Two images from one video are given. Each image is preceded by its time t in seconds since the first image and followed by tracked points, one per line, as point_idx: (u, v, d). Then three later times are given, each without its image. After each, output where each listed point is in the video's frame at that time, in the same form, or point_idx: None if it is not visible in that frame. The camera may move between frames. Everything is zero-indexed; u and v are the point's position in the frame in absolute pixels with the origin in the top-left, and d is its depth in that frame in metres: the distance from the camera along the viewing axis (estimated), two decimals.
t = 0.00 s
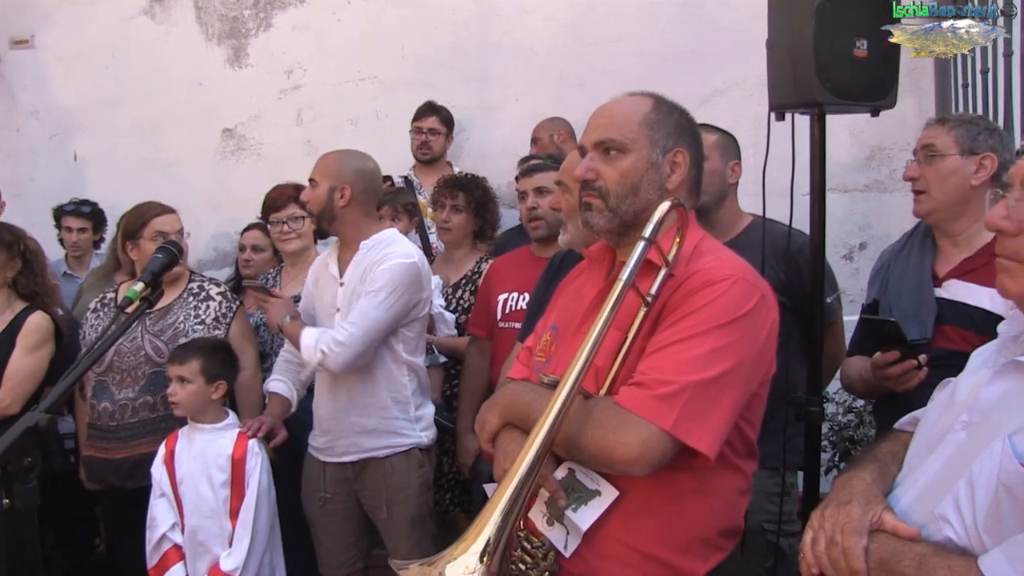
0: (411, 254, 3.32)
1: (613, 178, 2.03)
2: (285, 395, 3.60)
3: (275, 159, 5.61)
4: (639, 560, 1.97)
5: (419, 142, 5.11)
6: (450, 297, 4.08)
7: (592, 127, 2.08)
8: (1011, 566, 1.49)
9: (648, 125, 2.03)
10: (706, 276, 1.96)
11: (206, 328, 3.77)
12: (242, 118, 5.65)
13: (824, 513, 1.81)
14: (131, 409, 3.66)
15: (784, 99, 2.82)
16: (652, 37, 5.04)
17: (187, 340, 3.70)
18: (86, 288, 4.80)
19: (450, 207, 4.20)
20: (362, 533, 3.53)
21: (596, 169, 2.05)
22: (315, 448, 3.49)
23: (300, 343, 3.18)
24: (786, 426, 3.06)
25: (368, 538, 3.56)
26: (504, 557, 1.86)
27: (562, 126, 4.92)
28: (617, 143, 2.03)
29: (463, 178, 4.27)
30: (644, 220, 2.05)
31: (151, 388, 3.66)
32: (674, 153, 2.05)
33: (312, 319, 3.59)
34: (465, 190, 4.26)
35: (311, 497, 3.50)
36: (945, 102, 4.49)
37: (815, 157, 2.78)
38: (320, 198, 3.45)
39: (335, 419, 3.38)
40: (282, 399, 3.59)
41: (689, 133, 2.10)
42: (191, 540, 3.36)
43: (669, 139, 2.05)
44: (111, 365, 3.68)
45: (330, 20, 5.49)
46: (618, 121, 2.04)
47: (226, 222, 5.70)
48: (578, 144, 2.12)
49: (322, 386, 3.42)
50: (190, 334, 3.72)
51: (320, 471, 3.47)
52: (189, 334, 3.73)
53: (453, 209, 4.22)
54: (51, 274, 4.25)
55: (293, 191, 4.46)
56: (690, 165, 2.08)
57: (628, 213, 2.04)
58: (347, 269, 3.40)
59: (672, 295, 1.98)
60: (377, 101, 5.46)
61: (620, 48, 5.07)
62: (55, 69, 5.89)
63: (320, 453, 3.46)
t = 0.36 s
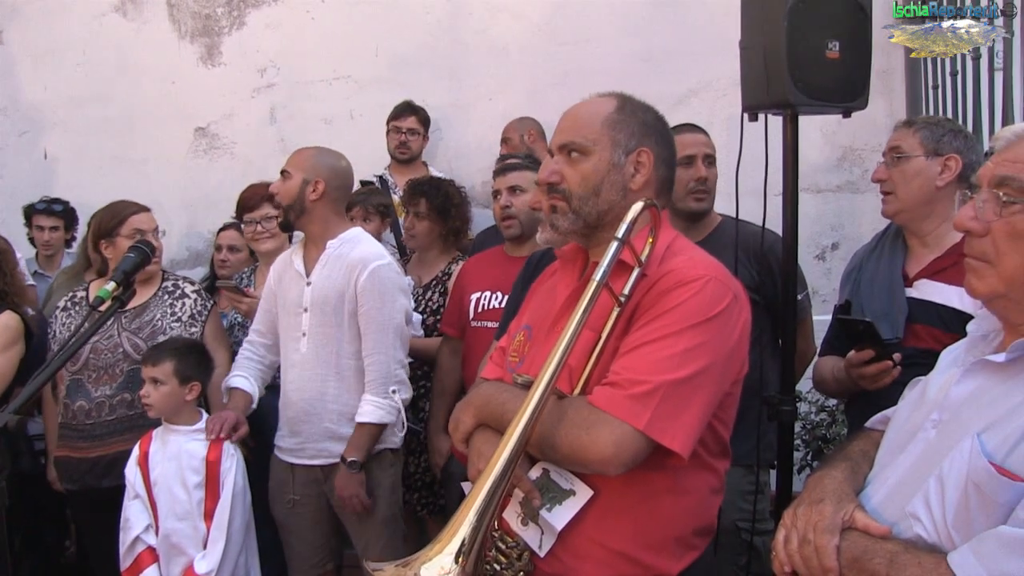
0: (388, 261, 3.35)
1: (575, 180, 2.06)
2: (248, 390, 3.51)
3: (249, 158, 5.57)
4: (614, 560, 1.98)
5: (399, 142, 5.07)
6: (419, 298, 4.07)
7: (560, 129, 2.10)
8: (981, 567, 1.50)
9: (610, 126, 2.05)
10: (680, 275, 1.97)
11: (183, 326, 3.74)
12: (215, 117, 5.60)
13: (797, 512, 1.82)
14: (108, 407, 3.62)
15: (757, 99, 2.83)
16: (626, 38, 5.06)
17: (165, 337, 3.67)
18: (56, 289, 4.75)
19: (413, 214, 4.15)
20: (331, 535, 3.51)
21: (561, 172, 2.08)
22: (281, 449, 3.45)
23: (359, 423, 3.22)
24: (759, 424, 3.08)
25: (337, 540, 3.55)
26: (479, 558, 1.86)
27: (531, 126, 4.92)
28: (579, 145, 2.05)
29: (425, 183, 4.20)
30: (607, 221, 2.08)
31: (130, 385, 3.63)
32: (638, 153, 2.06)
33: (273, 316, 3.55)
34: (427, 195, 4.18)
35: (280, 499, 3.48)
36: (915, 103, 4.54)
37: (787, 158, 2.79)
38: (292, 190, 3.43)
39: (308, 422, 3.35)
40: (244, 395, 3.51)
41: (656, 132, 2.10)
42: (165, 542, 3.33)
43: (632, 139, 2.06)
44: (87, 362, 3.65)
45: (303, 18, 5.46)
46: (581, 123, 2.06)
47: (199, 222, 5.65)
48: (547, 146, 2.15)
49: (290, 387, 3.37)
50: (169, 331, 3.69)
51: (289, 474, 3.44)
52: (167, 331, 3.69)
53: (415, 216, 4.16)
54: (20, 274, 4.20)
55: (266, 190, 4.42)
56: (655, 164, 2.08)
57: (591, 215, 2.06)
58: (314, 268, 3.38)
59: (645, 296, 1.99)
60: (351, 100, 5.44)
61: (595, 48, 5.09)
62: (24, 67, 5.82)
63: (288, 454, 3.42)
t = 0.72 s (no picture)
0: (398, 262, 3.37)
1: (570, 183, 2.08)
2: (256, 396, 3.52)
3: (256, 160, 5.59)
4: (615, 560, 1.98)
5: (405, 143, 5.10)
6: (424, 301, 4.09)
7: (559, 131, 2.12)
8: (981, 565, 1.50)
9: (603, 128, 2.07)
10: (681, 275, 1.97)
11: (191, 327, 3.76)
12: (222, 119, 5.62)
13: (799, 510, 1.82)
14: (118, 407, 3.65)
15: (761, 99, 2.83)
16: (632, 38, 5.06)
17: (173, 338, 3.69)
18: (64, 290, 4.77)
19: (416, 220, 4.17)
20: (337, 536, 3.53)
21: (557, 174, 2.11)
22: (290, 452, 3.46)
23: (371, 423, 3.26)
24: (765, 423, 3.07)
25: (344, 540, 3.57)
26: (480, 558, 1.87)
27: (534, 127, 4.93)
28: (574, 148, 2.08)
29: (427, 187, 4.19)
30: (604, 223, 2.09)
31: (138, 386, 3.65)
32: (631, 153, 2.07)
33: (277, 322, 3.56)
34: (430, 200, 4.17)
35: (287, 500, 3.49)
36: (921, 102, 4.53)
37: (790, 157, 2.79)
38: (292, 202, 3.43)
39: (317, 424, 3.36)
40: (253, 401, 3.52)
41: (652, 132, 2.11)
42: (174, 543, 3.35)
43: (626, 139, 2.07)
44: (96, 363, 3.67)
45: (309, 20, 5.48)
46: (576, 125, 2.08)
47: (207, 223, 5.68)
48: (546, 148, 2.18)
49: (296, 387, 3.39)
50: (176, 332, 3.71)
51: (296, 475, 3.45)
52: (175, 332, 3.71)
53: (419, 222, 4.17)
54: (28, 276, 4.22)
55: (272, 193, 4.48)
56: (650, 164, 2.09)
57: (586, 217, 2.09)
58: (320, 272, 3.39)
59: (646, 296, 1.99)
60: (357, 101, 5.45)
61: (600, 48, 5.09)
62: (31, 70, 5.85)
63: (296, 458, 3.44)
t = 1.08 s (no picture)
0: (349, 259, 3.36)
1: (524, 185, 2.08)
2: (204, 399, 3.48)
3: (205, 157, 5.51)
4: (566, 561, 1.99)
5: (354, 142, 5.08)
6: (378, 299, 4.06)
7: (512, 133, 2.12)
8: (924, 561, 1.53)
9: (556, 129, 2.08)
10: (633, 277, 1.98)
11: (136, 328, 3.68)
12: (171, 114, 5.53)
13: (747, 508, 1.83)
14: (57, 411, 3.56)
15: (715, 102, 2.86)
16: (586, 40, 5.08)
17: (117, 339, 3.61)
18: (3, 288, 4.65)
19: (366, 218, 4.18)
20: (285, 539, 3.49)
21: (510, 176, 2.10)
22: (238, 455, 3.41)
23: (331, 420, 3.24)
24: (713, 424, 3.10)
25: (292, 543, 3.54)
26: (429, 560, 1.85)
27: (489, 127, 4.94)
28: (527, 149, 2.08)
29: (379, 186, 4.22)
30: (555, 224, 2.09)
31: (79, 389, 3.57)
32: (584, 154, 2.08)
33: (220, 323, 3.48)
34: (380, 199, 4.19)
35: (234, 504, 3.44)
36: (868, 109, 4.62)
37: (742, 159, 2.82)
38: (266, 195, 3.40)
39: (267, 425, 3.32)
40: (200, 403, 3.47)
41: (604, 133, 2.12)
42: (117, 548, 3.28)
43: (579, 141, 2.08)
44: (35, 365, 3.56)
45: (262, 15, 5.41)
46: (530, 127, 2.09)
47: (154, 220, 5.58)
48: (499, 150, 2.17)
49: (244, 387, 3.33)
50: (120, 333, 3.63)
51: (244, 477, 3.41)
52: (119, 333, 3.63)
53: (370, 220, 4.19)
54: None
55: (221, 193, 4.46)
56: (602, 166, 2.10)
57: (539, 218, 2.08)
58: (268, 271, 3.34)
59: (598, 297, 2.00)
60: (310, 99, 5.40)
61: (555, 50, 5.11)
62: None
63: (245, 459, 3.39)
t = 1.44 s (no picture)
0: (285, 255, 3.36)
1: (463, 182, 2.08)
2: (128, 397, 3.38)
3: (133, 150, 5.36)
4: (505, 559, 1.99)
5: (287, 137, 4.99)
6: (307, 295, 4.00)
7: (452, 129, 2.12)
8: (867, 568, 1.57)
9: (496, 127, 2.07)
10: (572, 276, 1.99)
11: (60, 325, 3.56)
12: (97, 105, 5.36)
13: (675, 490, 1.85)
14: None
15: (652, 101, 2.89)
16: (523, 40, 5.09)
17: (39, 337, 3.50)
18: None
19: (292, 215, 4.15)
20: (216, 539, 3.43)
21: (449, 173, 2.10)
22: (166, 455, 3.33)
23: (269, 413, 3.23)
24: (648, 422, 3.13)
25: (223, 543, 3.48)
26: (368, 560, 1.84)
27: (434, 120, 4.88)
28: (466, 146, 2.08)
29: (305, 184, 4.18)
30: (494, 222, 2.09)
31: None
32: (524, 153, 2.08)
33: (143, 320, 3.39)
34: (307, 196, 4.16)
35: (164, 505, 3.36)
36: (799, 113, 4.73)
37: (678, 158, 2.85)
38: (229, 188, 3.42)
39: (201, 422, 3.25)
40: (124, 402, 3.38)
41: (544, 133, 2.12)
42: (39, 553, 3.18)
43: (518, 139, 2.08)
44: None
45: (193, 6, 5.29)
46: (469, 124, 2.08)
47: (79, 214, 5.42)
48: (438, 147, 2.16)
49: (175, 384, 3.26)
50: (43, 331, 3.51)
51: (175, 477, 3.33)
52: (41, 331, 3.52)
53: (296, 217, 4.15)
54: None
55: (148, 189, 4.36)
56: (542, 164, 2.10)
57: (477, 216, 2.08)
58: (201, 266, 3.27)
59: (537, 296, 2.00)
60: (243, 93, 5.30)
61: (492, 49, 5.11)
62: None
63: (176, 459, 3.31)
